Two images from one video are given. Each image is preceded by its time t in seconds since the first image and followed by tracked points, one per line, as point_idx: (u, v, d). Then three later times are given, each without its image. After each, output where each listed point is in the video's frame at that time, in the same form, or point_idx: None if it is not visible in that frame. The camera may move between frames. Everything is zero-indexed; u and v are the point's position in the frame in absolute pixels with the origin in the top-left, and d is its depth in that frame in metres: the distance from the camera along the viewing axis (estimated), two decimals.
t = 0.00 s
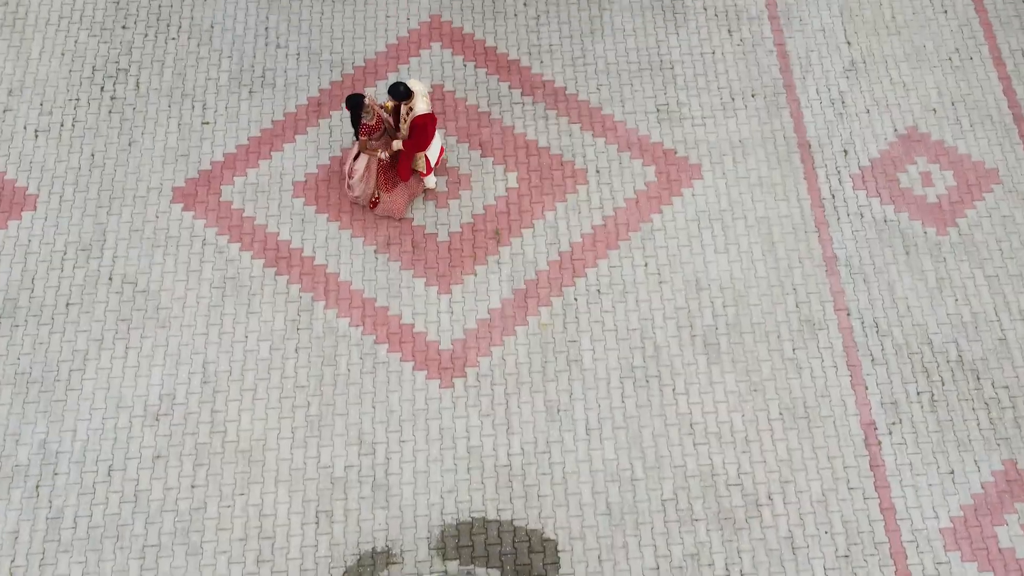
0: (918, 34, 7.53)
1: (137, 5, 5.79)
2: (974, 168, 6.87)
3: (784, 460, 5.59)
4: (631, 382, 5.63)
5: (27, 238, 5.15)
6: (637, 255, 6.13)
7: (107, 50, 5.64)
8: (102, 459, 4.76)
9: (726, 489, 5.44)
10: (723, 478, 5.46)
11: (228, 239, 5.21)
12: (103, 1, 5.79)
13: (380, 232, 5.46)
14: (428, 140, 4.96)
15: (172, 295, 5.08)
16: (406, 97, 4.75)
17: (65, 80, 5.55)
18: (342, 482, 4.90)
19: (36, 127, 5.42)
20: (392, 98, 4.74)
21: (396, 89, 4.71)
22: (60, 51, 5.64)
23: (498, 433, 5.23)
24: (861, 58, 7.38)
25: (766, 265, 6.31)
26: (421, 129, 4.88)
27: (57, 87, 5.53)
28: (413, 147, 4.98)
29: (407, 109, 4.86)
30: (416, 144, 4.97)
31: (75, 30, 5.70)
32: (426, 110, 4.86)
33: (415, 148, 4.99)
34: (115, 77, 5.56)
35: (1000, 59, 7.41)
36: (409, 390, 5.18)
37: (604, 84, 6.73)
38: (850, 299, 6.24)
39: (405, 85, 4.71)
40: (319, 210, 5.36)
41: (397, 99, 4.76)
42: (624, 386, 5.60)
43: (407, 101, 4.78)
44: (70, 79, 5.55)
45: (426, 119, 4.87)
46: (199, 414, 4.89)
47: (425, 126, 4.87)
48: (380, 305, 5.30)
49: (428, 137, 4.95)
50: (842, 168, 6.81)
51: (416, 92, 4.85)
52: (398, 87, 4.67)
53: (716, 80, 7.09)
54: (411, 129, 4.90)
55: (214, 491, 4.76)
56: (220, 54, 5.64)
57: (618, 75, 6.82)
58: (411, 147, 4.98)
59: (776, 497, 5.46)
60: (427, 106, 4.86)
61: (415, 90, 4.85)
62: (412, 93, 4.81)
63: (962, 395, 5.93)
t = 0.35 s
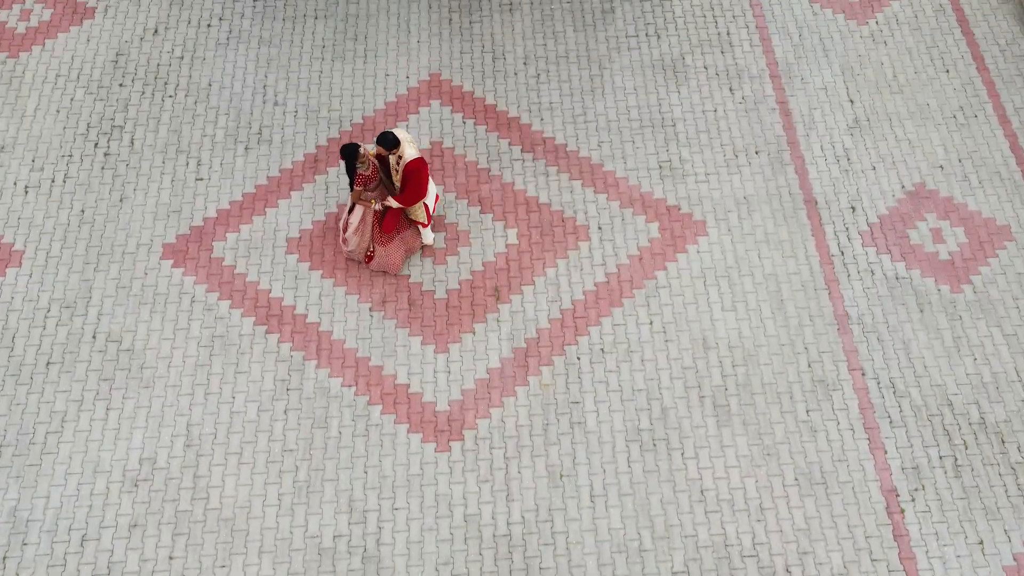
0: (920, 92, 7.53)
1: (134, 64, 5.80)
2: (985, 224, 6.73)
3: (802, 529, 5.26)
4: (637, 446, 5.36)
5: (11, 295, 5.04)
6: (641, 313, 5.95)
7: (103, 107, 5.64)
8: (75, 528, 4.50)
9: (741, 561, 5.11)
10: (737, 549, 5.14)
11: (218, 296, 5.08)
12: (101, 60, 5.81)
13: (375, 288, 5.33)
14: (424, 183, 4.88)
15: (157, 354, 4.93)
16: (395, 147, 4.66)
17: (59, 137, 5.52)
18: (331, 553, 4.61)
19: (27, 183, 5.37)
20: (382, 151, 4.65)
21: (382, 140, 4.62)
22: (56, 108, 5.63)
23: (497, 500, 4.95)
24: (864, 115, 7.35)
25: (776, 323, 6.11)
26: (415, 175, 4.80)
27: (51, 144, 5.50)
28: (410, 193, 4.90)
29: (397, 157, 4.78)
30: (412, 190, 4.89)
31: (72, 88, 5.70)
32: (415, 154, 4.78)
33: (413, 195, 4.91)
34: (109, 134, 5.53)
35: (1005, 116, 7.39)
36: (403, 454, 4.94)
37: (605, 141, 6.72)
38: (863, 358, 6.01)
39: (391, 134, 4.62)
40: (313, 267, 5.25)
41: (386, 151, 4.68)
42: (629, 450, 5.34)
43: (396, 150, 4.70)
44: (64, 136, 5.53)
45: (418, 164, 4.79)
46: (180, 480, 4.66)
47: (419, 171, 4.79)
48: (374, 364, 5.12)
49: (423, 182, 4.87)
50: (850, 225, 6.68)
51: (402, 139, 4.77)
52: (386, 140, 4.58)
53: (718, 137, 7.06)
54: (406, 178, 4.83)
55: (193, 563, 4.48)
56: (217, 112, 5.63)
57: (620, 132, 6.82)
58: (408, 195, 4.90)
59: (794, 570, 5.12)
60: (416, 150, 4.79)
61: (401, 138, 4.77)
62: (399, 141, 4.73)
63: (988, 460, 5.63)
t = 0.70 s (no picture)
0: (927, 134, 7.49)
1: (130, 105, 5.76)
2: (998, 266, 6.58)
3: None
4: (644, 496, 5.11)
5: None
6: (646, 356, 5.76)
7: (97, 148, 5.58)
8: None
9: None
10: None
11: (207, 338, 4.95)
12: (97, 101, 5.77)
13: (371, 331, 5.18)
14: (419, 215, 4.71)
15: (143, 399, 4.76)
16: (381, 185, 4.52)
17: (50, 178, 5.44)
18: None
19: (15, 224, 5.26)
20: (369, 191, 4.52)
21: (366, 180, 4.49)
22: (48, 149, 5.55)
23: (497, 554, 4.69)
24: (871, 157, 7.27)
25: (787, 367, 5.91)
26: (407, 210, 4.66)
27: (42, 184, 5.41)
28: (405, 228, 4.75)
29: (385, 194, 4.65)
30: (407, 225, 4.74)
31: (66, 130, 5.64)
32: (404, 187, 4.66)
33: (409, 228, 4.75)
34: (102, 175, 5.46)
35: (1013, 158, 7.35)
36: (398, 505, 4.70)
37: (607, 182, 6.66)
38: (879, 404, 5.78)
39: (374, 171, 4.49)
40: (307, 309, 5.11)
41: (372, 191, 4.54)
42: (636, 500, 5.08)
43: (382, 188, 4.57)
44: (55, 177, 5.44)
45: (407, 197, 4.65)
46: (162, 532, 4.43)
47: (410, 204, 4.65)
48: (369, 409, 4.93)
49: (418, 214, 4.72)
50: (861, 267, 6.52)
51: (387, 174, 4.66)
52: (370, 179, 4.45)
53: (722, 178, 6.98)
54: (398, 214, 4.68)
55: None
56: (212, 153, 5.58)
57: (622, 174, 6.76)
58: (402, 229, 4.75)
59: None
60: (404, 183, 4.66)
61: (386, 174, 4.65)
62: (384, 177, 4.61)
63: (1014, 511, 5.35)
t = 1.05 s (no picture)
0: (935, 175, 7.55)
1: (125, 146, 5.70)
2: (1014, 307, 6.46)
3: None
4: (654, 547, 4.84)
5: None
6: (652, 399, 5.55)
7: (89, 188, 5.49)
8: None
9: None
10: None
11: (195, 381, 4.77)
12: (91, 142, 5.72)
13: (366, 373, 4.99)
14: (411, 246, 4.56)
15: (124, 444, 4.56)
16: (364, 223, 4.31)
17: (40, 217, 5.34)
18: None
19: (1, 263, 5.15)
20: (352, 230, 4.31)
21: (348, 218, 4.28)
22: (39, 189, 5.48)
23: None
24: (878, 198, 7.27)
25: (800, 411, 5.70)
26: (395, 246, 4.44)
27: (31, 224, 5.31)
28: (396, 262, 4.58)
29: (372, 232, 4.42)
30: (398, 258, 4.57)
31: (58, 169, 5.57)
32: (391, 224, 4.40)
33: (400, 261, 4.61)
34: (93, 214, 5.37)
35: None
36: (391, 557, 4.42)
37: (610, 223, 6.57)
38: (898, 450, 5.55)
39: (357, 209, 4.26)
40: (300, 351, 4.95)
41: (356, 228, 4.33)
42: (645, 552, 4.81)
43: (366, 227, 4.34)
44: (45, 216, 5.35)
45: (395, 234, 4.41)
46: None
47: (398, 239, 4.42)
48: (362, 456, 4.71)
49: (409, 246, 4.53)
50: (872, 308, 6.38)
51: (374, 211, 4.40)
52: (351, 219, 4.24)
53: (728, 219, 6.91)
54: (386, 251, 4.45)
55: None
56: (207, 193, 5.50)
57: (625, 215, 6.70)
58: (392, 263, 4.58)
59: None
60: (391, 219, 4.40)
61: (372, 210, 4.40)
62: (369, 214, 4.36)
63: None
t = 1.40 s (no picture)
0: (943, 207, 7.51)
1: (118, 176, 5.61)
2: None
3: None
4: None
5: None
6: (659, 433, 5.35)
7: (80, 218, 5.38)
8: None
9: None
10: None
11: (182, 414, 4.58)
12: (84, 172, 5.63)
13: (360, 406, 4.79)
14: (408, 267, 4.32)
15: (105, 479, 4.33)
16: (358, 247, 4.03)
17: (28, 247, 5.21)
18: None
19: None
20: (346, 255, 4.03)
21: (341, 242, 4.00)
22: (29, 218, 5.36)
23: None
24: (886, 228, 7.20)
25: (813, 446, 5.49)
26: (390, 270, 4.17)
27: (19, 253, 5.18)
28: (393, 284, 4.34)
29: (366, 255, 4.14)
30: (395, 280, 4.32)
31: (49, 199, 5.46)
32: (387, 247, 4.12)
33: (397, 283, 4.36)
34: (83, 244, 5.24)
35: None
36: None
37: (612, 253, 6.48)
38: (916, 486, 5.33)
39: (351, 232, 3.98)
40: (292, 383, 4.77)
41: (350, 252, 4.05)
42: None
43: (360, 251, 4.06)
44: (34, 245, 5.21)
45: (391, 257, 4.14)
46: None
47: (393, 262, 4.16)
48: (354, 492, 4.48)
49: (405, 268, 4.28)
50: (884, 339, 6.25)
51: (369, 233, 4.12)
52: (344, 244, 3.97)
53: (733, 249, 6.83)
54: (381, 275, 4.18)
55: None
56: (200, 223, 5.38)
57: (628, 244, 6.61)
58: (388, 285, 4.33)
59: None
60: (386, 241, 4.13)
61: (367, 233, 4.13)
62: (364, 237, 4.08)
63: None
